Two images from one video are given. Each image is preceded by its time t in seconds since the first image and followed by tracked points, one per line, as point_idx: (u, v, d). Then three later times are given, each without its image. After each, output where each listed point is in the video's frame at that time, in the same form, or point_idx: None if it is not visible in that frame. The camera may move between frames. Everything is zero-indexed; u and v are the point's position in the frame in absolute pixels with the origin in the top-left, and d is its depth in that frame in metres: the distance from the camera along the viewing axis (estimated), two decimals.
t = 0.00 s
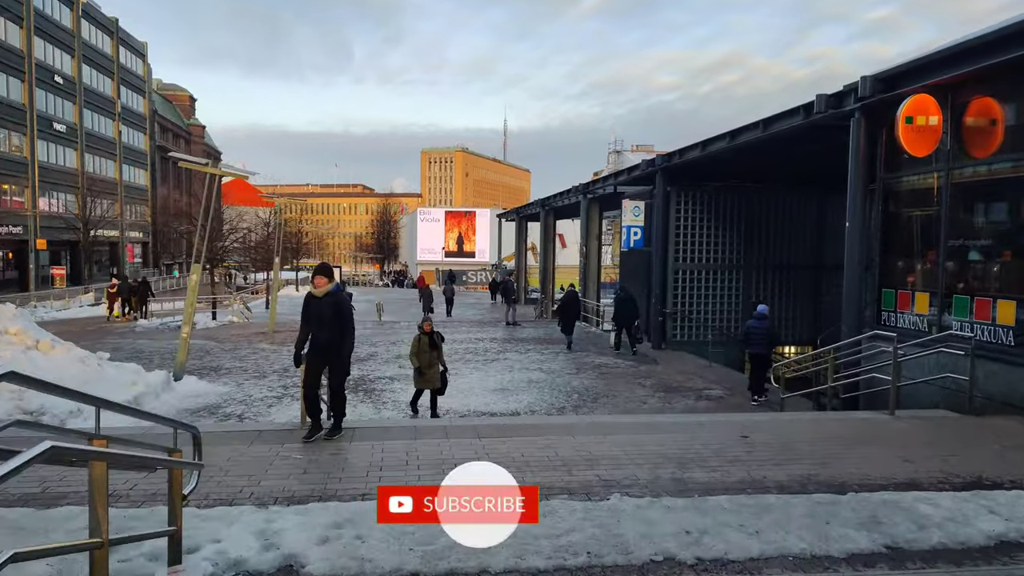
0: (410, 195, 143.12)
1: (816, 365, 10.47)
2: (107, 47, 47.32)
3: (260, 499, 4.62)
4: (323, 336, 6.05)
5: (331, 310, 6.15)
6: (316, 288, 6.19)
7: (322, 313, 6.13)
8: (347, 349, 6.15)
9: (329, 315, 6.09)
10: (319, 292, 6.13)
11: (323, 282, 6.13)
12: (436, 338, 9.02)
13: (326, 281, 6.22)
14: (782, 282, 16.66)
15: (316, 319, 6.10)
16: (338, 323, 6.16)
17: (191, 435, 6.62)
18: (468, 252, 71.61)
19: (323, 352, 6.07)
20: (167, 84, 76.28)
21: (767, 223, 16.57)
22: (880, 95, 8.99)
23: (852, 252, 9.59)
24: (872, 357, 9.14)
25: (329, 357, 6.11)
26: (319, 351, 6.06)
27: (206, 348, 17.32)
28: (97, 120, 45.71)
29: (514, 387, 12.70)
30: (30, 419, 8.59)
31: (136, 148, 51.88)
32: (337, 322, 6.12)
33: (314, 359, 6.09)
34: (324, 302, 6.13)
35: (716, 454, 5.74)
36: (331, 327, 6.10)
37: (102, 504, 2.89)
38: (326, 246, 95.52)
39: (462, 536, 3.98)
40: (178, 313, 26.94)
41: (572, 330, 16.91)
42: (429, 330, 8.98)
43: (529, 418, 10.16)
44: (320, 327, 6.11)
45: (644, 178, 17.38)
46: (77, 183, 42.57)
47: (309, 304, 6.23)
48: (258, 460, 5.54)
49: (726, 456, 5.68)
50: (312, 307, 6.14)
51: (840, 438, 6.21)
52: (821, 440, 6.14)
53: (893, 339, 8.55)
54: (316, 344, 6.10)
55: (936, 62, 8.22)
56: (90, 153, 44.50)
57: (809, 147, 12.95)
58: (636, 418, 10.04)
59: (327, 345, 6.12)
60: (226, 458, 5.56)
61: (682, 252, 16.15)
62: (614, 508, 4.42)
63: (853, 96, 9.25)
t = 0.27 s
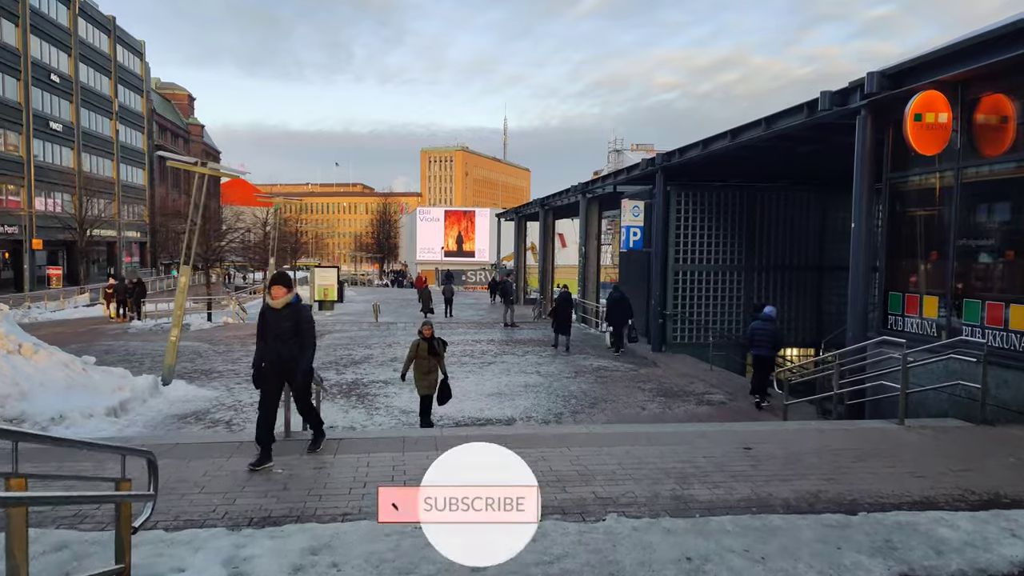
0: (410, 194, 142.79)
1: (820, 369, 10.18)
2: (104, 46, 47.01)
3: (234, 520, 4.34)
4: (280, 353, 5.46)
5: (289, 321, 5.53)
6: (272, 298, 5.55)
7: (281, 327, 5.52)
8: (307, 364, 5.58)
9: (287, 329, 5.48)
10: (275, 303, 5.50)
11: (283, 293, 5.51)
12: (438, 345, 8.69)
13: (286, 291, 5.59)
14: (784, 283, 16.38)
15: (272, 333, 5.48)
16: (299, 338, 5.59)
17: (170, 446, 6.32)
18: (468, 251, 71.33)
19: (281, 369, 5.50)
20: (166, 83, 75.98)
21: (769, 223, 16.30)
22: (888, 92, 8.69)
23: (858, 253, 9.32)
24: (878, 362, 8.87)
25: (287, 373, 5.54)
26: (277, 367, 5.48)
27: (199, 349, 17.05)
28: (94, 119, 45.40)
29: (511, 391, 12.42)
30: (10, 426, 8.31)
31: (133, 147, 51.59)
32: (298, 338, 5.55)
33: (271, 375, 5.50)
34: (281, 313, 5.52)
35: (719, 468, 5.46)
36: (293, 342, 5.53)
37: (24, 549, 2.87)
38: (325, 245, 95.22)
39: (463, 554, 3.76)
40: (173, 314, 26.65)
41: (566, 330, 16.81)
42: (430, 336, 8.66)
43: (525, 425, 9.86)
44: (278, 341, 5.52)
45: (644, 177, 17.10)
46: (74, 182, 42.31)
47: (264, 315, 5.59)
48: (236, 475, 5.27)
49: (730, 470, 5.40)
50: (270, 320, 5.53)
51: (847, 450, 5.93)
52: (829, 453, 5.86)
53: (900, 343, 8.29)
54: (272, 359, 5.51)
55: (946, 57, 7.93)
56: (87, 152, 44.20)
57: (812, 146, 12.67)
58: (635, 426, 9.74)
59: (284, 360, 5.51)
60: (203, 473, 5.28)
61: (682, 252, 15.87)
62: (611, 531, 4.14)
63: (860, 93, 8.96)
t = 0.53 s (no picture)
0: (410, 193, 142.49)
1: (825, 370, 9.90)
2: (101, 43, 46.69)
3: (205, 534, 4.07)
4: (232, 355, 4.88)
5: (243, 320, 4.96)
6: (223, 295, 4.99)
7: (234, 325, 4.93)
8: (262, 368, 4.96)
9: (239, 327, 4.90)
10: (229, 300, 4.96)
11: (234, 288, 4.94)
12: (434, 350, 8.38)
13: (239, 286, 5.02)
14: (786, 282, 16.11)
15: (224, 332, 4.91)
16: (255, 339, 4.99)
17: (148, 451, 6.05)
18: (467, 250, 71.08)
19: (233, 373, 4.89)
20: (165, 81, 75.67)
21: (771, 220, 16.02)
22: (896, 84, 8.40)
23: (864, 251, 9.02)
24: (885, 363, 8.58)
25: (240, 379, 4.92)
26: (228, 371, 4.87)
27: (191, 349, 16.77)
28: (90, 117, 45.09)
29: (508, 392, 12.15)
30: None
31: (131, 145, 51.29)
32: (253, 337, 4.95)
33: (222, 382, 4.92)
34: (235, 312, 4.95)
35: (722, 476, 5.18)
36: (247, 342, 4.92)
37: None
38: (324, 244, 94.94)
39: None
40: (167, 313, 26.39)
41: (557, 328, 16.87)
42: (426, 341, 8.36)
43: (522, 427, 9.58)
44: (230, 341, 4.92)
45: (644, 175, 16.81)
46: (70, 180, 42.04)
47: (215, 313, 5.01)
48: (212, 483, 4.99)
49: (735, 479, 5.12)
50: (221, 318, 4.94)
51: (857, 456, 5.67)
52: (837, 459, 5.59)
53: (909, 344, 8.00)
54: (224, 362, 4.90)
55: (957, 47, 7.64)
56: (83, 150, 43.91)
57: (816, 142, 12.39)
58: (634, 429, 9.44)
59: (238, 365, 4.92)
60: (176, 482, 5.00)
61: (682, 250, 15.59)
62: (607, 546, 3.86)
63: (867, 86, 8.67)
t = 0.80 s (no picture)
0: (410, 193, 142.28)
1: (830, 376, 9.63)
2: (98, 43, 46.46)
3: (170, 562, 3.78)
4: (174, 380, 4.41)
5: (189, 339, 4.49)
6: (166, 311, 4.50)
7: (176, 345, 4.46)
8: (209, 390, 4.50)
9: (183, 347, 4.44)
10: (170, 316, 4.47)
11: (178, 303, 4.48)
12: (430, 357, 8.08)
13: (182, 302, 4.56)
14: (790, 282, 15.82)
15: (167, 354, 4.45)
16: (200, 359, 4.53)
17: (122, 466, 5.75)
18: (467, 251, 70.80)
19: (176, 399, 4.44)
20: (163, 81, 75.40)
21: (773, 220, 15.71)
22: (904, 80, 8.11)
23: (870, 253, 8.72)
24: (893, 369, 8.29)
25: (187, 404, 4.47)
26: (169, 394, 4.39)
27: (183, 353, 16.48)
28: (87, 118, 44.84)
29: (504, 397, 11.85)
30: None
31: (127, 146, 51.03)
32: (199, 357, 4.50)
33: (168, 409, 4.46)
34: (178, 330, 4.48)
35: (727, 493, 4.90)
36: (192, 363, 4.46)
37: None
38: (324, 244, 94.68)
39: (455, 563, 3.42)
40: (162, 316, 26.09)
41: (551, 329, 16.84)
42: (421, 347, 8.06)
43: (518, 435, 9.29)
44: (171, 362, 4.45)
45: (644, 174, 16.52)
46: (66, 181, 41.77)
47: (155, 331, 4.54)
48: (185, 502, 4.71)
49: (741, 497, 4.84)
50: (162, 336, 4.47)
51: (867, 470, 5.39)
52: (847, 474, 5.31)
53: (920, 349, 7.71)
54: (164, 385, 4.42)
55: (968, 42, 7.34)
56: (79, 151, 43.67)
57: (819, 140, 12.10)
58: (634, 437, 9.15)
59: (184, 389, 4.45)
60: (147, 500, 4.72)
61: (683, 252, 15.31)
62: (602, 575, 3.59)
63: (874, 81, 8.38)
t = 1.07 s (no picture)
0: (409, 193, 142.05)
1: (832, 379, 9.39)
2: (95, 41, 46.21)
3: None
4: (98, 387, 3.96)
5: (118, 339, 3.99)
6: (90, 307, 3.97)
7: (102, 345, 3.98)
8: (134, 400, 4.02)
9: (113, 350, 3.97)
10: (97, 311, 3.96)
11: (104, 299, 3.95)
12: (426, 364, 7.76)
13: (111, 298, 4.00)
14: (791, 282, 15.54)
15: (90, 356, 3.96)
16: (128, 363, 4.05)
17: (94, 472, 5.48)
18: (466, 251, 70.62)
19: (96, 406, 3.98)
20: (161, 79, 75.10)
21: (775, 218, 15.43)
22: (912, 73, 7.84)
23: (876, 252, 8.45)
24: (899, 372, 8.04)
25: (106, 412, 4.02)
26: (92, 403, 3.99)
27: (175, 353, 16.20)
28: (83, 115, 44.58)
29: (499, 399, 11.59)
30: None
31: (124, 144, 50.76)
32: (128, 361, 4.01)
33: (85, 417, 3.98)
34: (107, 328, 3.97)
35: (728, 504, 4.65)
36: (119, 369, 3.99)
37: None
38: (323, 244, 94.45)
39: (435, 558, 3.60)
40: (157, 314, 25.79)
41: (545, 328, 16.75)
42: (417, 354, 7.73)
43: (513, 438, 9.02)
44: (98, 366, 3.97)
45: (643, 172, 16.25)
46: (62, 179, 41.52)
47: (79, 328, 4.04)
48: (153, 514, 4.44)
49: (742, 508, 4.59)
50: (86, 336, 3.98)
51: (875, 479, 5.14)
52: (854, 483, 5.05)
53: (928, 351, 7.43)
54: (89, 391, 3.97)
55: (979, 32, 7.07)
56: (76, 149, 43.42)
57: (822, 136, 11.83)
58: (631, 440, 8.88)
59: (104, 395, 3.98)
60: (113, 510, 4.45)
61: (683, 250, 15.04)
62: None
63: (880, 75, 8.11)
